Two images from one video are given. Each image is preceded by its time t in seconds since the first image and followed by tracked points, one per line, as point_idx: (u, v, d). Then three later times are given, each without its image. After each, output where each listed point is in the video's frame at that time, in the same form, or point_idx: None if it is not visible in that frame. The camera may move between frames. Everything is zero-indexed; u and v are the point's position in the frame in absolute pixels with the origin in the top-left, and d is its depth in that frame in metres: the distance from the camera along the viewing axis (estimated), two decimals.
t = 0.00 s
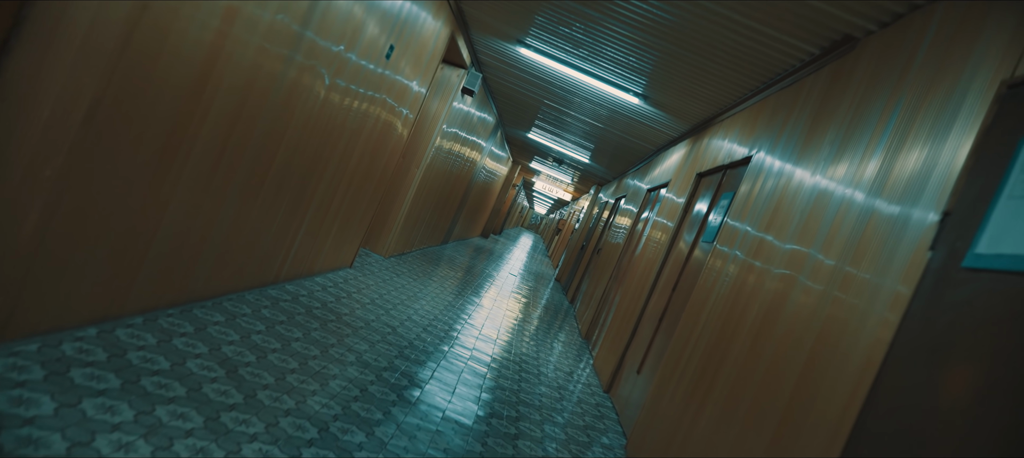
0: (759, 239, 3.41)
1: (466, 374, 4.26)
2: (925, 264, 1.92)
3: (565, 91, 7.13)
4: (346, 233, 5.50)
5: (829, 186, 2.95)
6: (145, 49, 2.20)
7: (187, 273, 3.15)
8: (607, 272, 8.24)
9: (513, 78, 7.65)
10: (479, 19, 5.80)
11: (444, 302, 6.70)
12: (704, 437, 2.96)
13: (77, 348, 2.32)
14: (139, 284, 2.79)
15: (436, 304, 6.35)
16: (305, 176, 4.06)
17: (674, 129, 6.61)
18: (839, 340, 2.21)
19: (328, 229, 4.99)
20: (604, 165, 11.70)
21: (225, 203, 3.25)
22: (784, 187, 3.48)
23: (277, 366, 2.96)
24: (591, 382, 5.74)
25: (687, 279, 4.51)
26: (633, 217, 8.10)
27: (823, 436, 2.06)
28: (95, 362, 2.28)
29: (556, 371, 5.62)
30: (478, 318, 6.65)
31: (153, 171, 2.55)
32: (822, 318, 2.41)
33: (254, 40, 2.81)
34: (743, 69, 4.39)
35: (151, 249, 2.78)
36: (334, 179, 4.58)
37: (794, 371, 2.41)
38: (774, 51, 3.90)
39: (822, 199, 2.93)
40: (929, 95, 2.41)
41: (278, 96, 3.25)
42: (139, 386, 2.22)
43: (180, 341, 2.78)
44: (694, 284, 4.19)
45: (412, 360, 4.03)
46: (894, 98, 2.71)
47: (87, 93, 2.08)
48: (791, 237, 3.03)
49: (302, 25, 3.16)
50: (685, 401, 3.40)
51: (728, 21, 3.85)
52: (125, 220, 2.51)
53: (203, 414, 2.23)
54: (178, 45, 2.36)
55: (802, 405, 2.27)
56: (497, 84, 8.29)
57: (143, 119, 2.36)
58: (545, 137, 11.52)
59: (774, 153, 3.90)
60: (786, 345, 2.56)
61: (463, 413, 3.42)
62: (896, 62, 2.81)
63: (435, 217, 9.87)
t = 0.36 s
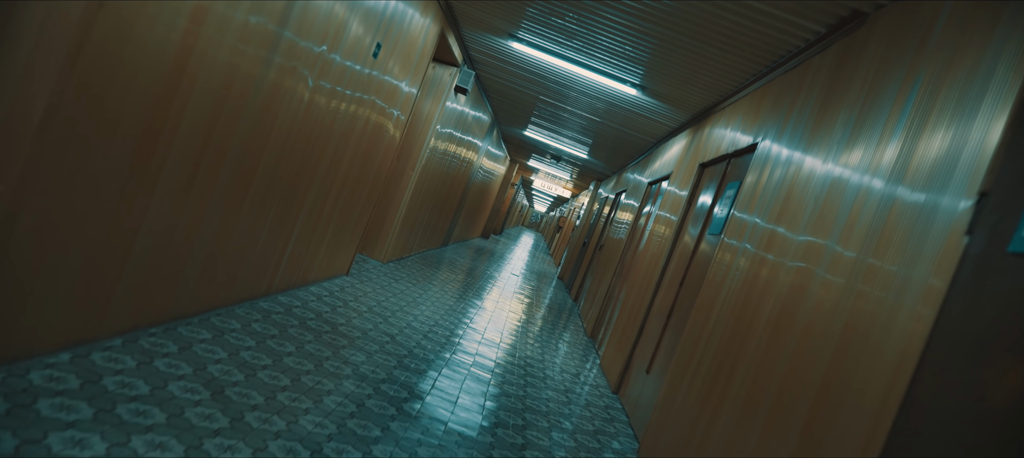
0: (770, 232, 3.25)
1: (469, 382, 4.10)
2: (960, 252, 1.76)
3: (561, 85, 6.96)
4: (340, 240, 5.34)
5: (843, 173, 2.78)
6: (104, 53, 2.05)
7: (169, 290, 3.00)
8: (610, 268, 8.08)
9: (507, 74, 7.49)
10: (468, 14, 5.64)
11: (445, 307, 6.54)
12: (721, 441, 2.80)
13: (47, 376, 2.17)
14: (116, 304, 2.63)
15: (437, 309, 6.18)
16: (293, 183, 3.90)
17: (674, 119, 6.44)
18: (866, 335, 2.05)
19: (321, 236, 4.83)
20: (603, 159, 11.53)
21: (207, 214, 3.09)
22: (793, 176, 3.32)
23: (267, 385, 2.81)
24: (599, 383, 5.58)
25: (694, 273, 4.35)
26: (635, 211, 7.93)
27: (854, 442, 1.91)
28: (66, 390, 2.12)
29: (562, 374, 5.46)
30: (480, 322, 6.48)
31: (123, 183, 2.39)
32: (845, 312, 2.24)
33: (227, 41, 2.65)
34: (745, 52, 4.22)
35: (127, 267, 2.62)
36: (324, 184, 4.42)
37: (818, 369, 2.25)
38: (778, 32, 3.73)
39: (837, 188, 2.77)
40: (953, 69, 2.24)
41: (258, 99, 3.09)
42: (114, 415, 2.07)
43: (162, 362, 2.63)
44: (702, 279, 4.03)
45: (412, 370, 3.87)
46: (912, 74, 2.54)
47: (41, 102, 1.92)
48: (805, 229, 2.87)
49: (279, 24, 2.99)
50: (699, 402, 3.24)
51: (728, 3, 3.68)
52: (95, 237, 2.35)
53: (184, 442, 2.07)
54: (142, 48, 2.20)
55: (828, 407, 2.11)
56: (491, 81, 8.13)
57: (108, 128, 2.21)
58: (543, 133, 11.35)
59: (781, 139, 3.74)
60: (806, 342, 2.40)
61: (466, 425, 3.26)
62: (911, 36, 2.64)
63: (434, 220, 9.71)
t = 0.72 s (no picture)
0: (781, 223, 3.07)
1: (472, 390, 3.92)
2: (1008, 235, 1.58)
3: (555, 79, 6.79)
4: (333, 247, 5.16)
5: (859, 159, 2.60)
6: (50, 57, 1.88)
7: (147, 308, 2.82)
8: (613, 264, 7.91)
9: (499, 70, 7.31)
10: (457, 9, 5.47)
11: (445, 311, 6.36)
12: (739, 445, 2.63)
13: (9, 409, 2.00)
14: (87, 327, 2.46)
15: (437, 314, 6.00)
16: (279, 190, 3.73)
17: (673, 109, 6.27)
18: (899, 330, 1.88)
19: (313, 244, 4.66)
20: (601, 154, 11.35)
21: (186, 226, 2.92)
22: (803, 164, 3.14)
23: (255, 404, 2.64)
24: (607, 383, 5.41)
25: (702, 267, 4.18)
26: (636, 205, 7.76)
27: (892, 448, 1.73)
28: (30, 424, 1.95)
29: (568, 376, 5.28)
30: (482, 325, 6.31)
31: (85, 197, 2.22)
32: (874, 304, 2.06)
33: (195, 41, 2.48)
34: (744, 35, 4.06)
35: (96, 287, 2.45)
36: (312, 190, 4.25)
37: (846, 367, 2.08)
38: (779, 11, 3.56)
39: (853, 175, 2.59)
40: (981, 35, 2.05)
41: (235, 103, 2.92)
42: (81, 449, 1.90)
43: (140, 386, 2.45)
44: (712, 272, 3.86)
45: (411, 381, 3.69)
46: (931, 45, 2.35)
47: None
48: (820, 218, 2.69)
49: (252, 23, 2.82)
50: (713, 403, 3.08)
51: None
52: (56, 256, 2.18)
53: None
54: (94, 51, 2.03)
55: (859, 409, 1.93)
56: (483, 78, 7.95)
57: (61, 138, 2.04)
58: (539, 130, 11.17)
59: (787, 125, 3.56)
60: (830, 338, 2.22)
61: (469, 437, 3.09)
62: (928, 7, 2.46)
63: (431, 222, 9.55)
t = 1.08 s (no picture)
0: (794, 213, 2.88)
1: (474, 398, 3.73)
2: None
3: (549, 72, 6.61)
4: (326, 254, 4.98)
5: (878, 143, 2.40)
6: None
7: (123, 328, 2.65)
8: (616, 260, 7.74)
9: (492, 66, 7.12)
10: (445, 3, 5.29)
11: (446, 315, 6.17)
12: (760, 451, 2.46)
13: None
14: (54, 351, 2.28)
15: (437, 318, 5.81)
16: (262, 197, 3.55)
17: (671, 98, 6.09)
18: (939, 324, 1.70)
19: (304, 252, 4.47)
20: (599, 148, 11.17)
21: (161, 240, 2.75)
22: (814, 150, 2.93)
23: (240, 427, 2.45)
24: (614, 384, 5.23)
25: (710, 260, 3.99)
26: (637, 199, 7.59)
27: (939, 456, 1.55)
28: None
29: (573, 378, 5.10)
30: (484, 328, 6.12)
31: (42, 211, 2.05)
32: (906, 295, 1.88)
33: (159, 40, 2.30)
34: (745, 17, 3.88)
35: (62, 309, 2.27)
36: (300, 196, 4.07)
37: (879, 366, 1.90)
38: None
39: (872, 160, 2.39)
40: None
41: (209, 105, 2.74)
42: None
43: (114, 412, 2.27)
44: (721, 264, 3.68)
45: (409, 391, 3.51)
46: (955, 13, 2.17)
47: None
48: (838, 205, 2.50)
49: (223, 20, 2.64)
50: (729, 405, 2.90)
51: None
52: (11, 277, 2.00)
53: None
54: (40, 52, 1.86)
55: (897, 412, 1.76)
56: (476, 75, 7.77)
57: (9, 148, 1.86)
58: (535, 126, 10.98)
59: (795, 108, 3.38)
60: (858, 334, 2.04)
61: (472, 451, 2.90)
62: None
63: (429, 224, 9.37)
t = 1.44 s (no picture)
0: (808, 203, 2.69)
1: (476, 410, 3.55)
2: None
3: (543, 67, 6.44)
4: (319, 263, 4.80)
5: (901, 128, 2.20)
6: None
7: (96, 353, 2.47)
8: (618, 257, 7.56)
9: (484, 62, 6.94)
10: None
11: (446, 320, 5.99)
12: None
13: None
14: (17, 383, 2.10)
15: (437, 324, 5.63)
16: (245, 207, 3.37)
17: (669, 89, 5.92)
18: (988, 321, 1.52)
19: (295, 262, 4.30)
20: (596, 143, 11.00)
21: (135, 257, 2.58)
22: (827, 137, 2.74)
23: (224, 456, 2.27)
24: (623, 386, 5.06)
25: (718, 254, 3.82)
26: (637, 194, 7.42)
27: None
28: None
29: (580, 381, 4.93)
30: (486, 333, 5.95)
31: None
32: (948, 296, 1.72)
33: (117, 43, 2.13)
34: None
35: (24, 338, 2.10)
36: (287, 205, 3.90)
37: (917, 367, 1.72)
38: None
39: (894, 146, 2.20)
40: None
41: (181, 113, 2.57)
42: None
43: (85, 447, 2.10)
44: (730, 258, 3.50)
45: (408, 406, 3.32)
46: None
47: None
48: (859, 193, 2.32)
49: (190, 21, 2.46)
50: (747, 409, 2.72)
51: None
52: None
53: None
54: None
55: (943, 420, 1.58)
56: (468, 73, 7.59)
57: None
58: (530, 124, 10.81)
59: (803, 92, 3.20)
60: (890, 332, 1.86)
61: None
62: None
63: (426, 227, 9.20)
